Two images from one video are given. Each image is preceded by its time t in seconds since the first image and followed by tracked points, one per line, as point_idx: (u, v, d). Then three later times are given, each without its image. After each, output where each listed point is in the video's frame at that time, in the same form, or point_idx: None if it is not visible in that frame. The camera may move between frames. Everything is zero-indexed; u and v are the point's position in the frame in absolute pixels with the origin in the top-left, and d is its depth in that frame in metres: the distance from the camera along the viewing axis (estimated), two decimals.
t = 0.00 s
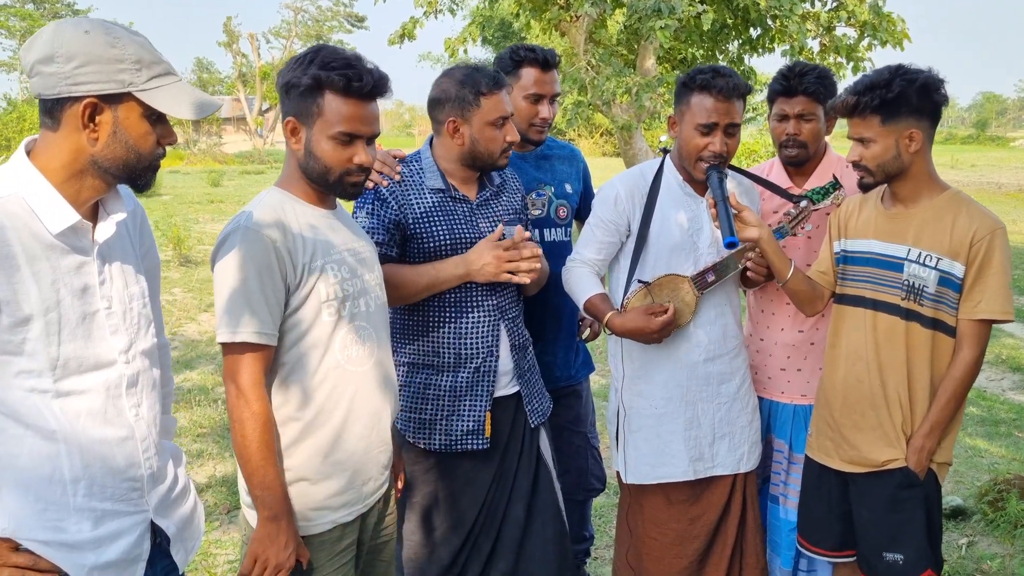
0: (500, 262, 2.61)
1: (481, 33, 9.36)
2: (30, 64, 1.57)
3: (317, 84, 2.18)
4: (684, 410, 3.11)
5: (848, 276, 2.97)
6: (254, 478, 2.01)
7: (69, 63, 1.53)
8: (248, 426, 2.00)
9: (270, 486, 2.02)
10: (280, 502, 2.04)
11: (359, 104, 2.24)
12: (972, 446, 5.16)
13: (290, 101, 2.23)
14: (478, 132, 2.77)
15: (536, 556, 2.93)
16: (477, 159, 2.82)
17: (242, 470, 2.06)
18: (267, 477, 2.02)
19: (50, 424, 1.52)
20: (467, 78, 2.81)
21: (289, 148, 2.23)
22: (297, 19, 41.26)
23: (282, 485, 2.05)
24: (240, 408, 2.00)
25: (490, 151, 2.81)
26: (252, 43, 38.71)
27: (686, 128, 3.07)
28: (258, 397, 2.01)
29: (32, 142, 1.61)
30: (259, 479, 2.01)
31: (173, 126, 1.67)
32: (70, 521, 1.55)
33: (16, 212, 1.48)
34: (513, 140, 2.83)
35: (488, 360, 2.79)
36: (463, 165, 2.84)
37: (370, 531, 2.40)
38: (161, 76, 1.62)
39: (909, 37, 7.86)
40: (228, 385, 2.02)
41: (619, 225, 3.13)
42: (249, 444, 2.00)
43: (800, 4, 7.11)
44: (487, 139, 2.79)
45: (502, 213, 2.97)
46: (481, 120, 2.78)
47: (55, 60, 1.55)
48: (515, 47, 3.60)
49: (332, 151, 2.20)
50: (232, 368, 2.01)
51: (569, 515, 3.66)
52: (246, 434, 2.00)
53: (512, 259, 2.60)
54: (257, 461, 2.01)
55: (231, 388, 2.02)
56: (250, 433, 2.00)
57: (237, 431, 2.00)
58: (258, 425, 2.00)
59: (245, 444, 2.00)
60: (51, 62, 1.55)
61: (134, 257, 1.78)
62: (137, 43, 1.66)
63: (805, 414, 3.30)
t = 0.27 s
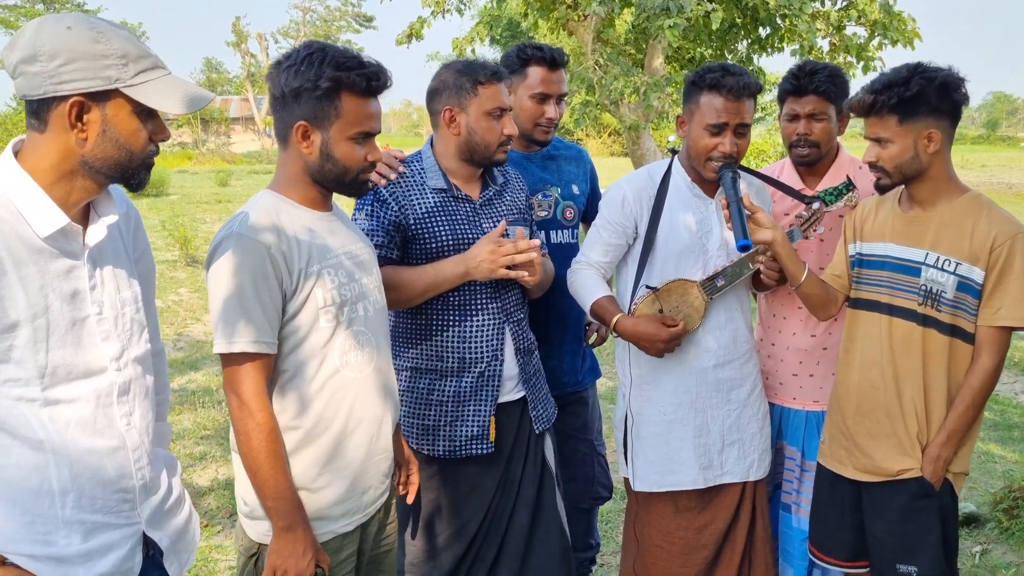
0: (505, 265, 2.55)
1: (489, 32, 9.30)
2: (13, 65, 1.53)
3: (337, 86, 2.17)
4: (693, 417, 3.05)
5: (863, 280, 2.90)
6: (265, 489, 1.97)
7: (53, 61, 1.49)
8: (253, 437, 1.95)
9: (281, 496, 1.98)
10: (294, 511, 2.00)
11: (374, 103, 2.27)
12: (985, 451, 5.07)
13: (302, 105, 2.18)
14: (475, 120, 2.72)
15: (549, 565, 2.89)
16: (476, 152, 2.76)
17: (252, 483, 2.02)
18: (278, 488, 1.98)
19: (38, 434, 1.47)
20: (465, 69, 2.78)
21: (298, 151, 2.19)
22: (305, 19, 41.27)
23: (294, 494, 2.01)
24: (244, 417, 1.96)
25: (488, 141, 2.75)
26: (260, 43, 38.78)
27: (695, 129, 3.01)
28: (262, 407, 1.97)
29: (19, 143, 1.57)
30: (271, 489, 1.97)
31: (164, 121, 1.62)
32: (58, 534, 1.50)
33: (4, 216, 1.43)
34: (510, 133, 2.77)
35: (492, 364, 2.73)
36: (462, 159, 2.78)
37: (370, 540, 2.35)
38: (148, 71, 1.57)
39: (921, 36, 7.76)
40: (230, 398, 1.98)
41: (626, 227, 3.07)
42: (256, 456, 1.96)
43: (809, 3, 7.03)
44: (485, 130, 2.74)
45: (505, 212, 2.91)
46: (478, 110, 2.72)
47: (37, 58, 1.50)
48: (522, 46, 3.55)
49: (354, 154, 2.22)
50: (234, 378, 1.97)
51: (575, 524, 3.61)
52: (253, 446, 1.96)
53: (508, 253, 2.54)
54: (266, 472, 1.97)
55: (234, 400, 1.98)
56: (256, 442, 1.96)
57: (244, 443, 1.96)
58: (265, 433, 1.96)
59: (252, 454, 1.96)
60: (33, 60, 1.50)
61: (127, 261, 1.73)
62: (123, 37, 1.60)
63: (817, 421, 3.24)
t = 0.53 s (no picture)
0: (519, 268, 2.51)
1: (504, 32, 9.26)
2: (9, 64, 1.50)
3: (351, 86, 2.13)
4: (709, 423, 2.98)
5: (885, 283, 2.83)
6: (279, 495, 1.92)
7: (48, 59, 1.46)
8: (267, 442, 1.91)
9: (297, 501, 1.94)
10: (311, 516, 1.96)
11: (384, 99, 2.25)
12: (1008, 458, 4.96)
13: (314, 106, 2.13)
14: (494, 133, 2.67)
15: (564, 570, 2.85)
16: (492, 160, 2.72)
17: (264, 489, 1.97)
18: (294, 492, 1.93)
19: (36, 441, 1.44)
20: (482, 76, 2.71)
21: (311, 152, 2.15)
22: (322, 20, 41.42)
23: (309, 499, 1.97)
24: (256, 423, 1.92)
25: (506, 152, 2.71)
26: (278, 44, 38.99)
27: (713, 129, 2.94)
28: (275, 412, 1.92)
29: (18, 142, 1.54)
30: (286, 494, 1.93)
31: (165, 116, 1.59)
32: (57, 543, 1.48)
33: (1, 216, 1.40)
34: (528, 142, 2.73)
35: (503, 372, 2.68)
36: (477, 167, 2.73)
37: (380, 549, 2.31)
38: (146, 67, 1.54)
39: (942, 35, 7.63)
40: (240, 403, 1.94)
41: (642, 230, 3.01)
42: (270, 462, 1.92)
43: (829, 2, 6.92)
44: (502, 141, 2.69)
45: (517, 220, 2.86)
46: (496, 121, 2.67)
47: (31, 57, 1.47)
48: (535, 44, 3.50)
49: (368, 153, 2.20)
50: (243, 384, 1.93)
51: (587, 528, 3.57)
52: (267, 451, 1.91)
53: (525, 267, 2.51)
54: (279, 478, 1.92)
55: (245, 405, 1.93)
56: (269, 447, 1.91)
57: (258, 448, 1.91)
58: (280, 436, 1.92)
59: (264, 461, 1.92)
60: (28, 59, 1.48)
61: (130, 262, 1.70)
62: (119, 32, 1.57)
63: (837, 428, 3.16)
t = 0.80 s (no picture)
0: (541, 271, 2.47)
1: (535, 33, 9.23)
2: (22, 66, 1.55)
3: (374, 83, 2.12)
4: (736, 430, 2.91)
5: (921, 288, 2.73)
6: (296, 502, 1.91)
7: (63, 60, 1.51)
8: (284, 447, 1.89)
9: (314, 508, 1.92)
10: (327, 523, 1.94)
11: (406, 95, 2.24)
12: None
13: (337, 105, 2.11)
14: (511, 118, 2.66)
15: None
16: (512, 149, 2.69)
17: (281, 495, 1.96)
18: (310, 500, 1.92)
19: (52, 444, 1.48)
20: (501, 65, 2.72)
21: (334, 152, 2.13)
22: (353, 22, 41.75)
23: (326, 506, 1.95)
24: (274, 426, 1.90)
25: (524, 139, 2.68)
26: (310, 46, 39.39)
27: (742, 129, 2.88)
28: (293, 417, 1.91)
29: (34, 144, 1.60)
30: (303, 500, 1.91)
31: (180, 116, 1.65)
32: (73, 548, 1.52)
33: (17, 218, 1.46)
34: (548, 130, 2.70)
35: (526, 374, 2.65)
36: (499, 158, 2.72)
37: (400, 555, 2.29)
38: (158, 65, 1.60)
39: (981, 33, 7.42)
40: (259, 407, 1.92)
41: (669, 230, 2.95)
42: (287, 466, 1.90)
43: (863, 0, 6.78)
44: (521, 126, 2.68)
45: (541, 217, 2.82)
46: (514, 105, 2.67)
47: (45, 58, 1.52)
48: (564, 44, 3.44)
49: (391, 150, 2.18)
50: (262, 386, 1.92)
51: (613, 536, 3.53)
52: (284, 455, 1.90)
53: (541, 256, 2.47)
54: (296, 484, 1.90)
55: (264, 409, 1.92)
56: (287, 451, 1.90)
57: (275, 453, 1.90)
58: (299, 440, 1.91)
59: (281, 465, 1.90)
60: (41, 61, 1.53)
61: (148, 264, 1.75)
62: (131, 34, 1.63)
63: (869, 436, 3.07)
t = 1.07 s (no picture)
0: (560, 272, 2.45)
1: (561, 33, 9.20)
2: (38, 65, 1.60)
3: (388, 80, 2.11)
4: (760, 435, 2.86)
5: (951, 292, 2.66)
6: (312, 503, 1.90)
7: (77, 59, 1.55)
8: (301, 447, 1.89)
9: (330, 510, 1.91)
10: (341, 526, 1.93)
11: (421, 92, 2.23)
12: None
13: (352, 103, 2.11)
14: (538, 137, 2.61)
15: None
16: (536, 164, 2.66)
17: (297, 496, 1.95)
18: (326, 501, 1.91)
19: (65, 444, 1.49)
20: (529, 77, 2.65)
21: (349, 151, 2.13)
22: (381, 24, 42.01)
23: (343, 507, 1.94)
24: (292, 426, 1.89)
25: (550, 156, 2.65)
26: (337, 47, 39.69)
27: (766, 129, 2.83)
28: (311, 417, 1.90)
29: (48, 144, 1.63)
30: (319, 502, 1.90)
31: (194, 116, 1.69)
32: (85, 549, 1.53)
33: (31, 216, 1.48)
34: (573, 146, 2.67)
35: (546, 378, 2.63)
36: (521, 169, 2.68)
37: (417, 558, 2.28)
38: (171, 65, 1.64)
39: (1015, 32, 7.24)
40: (277, 407, 1.91)
41: (691, 233, 2.91)
42: (302, 466, 1.90)
43: None
44: (546, 144, 2.64)
45: (561, 222, 2.80)
46: (541, 123, 2.62)
47: (60, 57, 1.56)
48: (589, 43, 3.41)
49: (407, 149, 2.17)
50: (279, 386, 1.91)
51: (634, 541, 3.48)
52: (298, 454, 1.89)
53: (569, 271, 2.46)
54: (312, 485, 1.90)
55: (281, 409, 1.91)
56: (303, 451, 1.89)
57: (291, 454, 1.90)
58: (315, 440, 1.90)
59: (297, 467, 1.90)
60: (56, 60, 1.57)
61: (163, 263, 1.77)
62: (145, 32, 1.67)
63: (898, 441, 3.01)
